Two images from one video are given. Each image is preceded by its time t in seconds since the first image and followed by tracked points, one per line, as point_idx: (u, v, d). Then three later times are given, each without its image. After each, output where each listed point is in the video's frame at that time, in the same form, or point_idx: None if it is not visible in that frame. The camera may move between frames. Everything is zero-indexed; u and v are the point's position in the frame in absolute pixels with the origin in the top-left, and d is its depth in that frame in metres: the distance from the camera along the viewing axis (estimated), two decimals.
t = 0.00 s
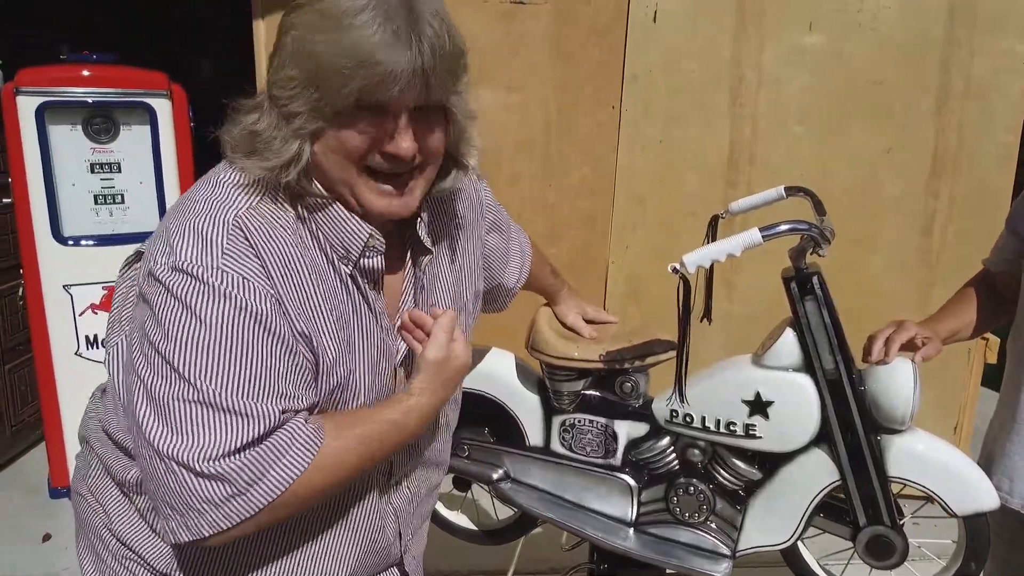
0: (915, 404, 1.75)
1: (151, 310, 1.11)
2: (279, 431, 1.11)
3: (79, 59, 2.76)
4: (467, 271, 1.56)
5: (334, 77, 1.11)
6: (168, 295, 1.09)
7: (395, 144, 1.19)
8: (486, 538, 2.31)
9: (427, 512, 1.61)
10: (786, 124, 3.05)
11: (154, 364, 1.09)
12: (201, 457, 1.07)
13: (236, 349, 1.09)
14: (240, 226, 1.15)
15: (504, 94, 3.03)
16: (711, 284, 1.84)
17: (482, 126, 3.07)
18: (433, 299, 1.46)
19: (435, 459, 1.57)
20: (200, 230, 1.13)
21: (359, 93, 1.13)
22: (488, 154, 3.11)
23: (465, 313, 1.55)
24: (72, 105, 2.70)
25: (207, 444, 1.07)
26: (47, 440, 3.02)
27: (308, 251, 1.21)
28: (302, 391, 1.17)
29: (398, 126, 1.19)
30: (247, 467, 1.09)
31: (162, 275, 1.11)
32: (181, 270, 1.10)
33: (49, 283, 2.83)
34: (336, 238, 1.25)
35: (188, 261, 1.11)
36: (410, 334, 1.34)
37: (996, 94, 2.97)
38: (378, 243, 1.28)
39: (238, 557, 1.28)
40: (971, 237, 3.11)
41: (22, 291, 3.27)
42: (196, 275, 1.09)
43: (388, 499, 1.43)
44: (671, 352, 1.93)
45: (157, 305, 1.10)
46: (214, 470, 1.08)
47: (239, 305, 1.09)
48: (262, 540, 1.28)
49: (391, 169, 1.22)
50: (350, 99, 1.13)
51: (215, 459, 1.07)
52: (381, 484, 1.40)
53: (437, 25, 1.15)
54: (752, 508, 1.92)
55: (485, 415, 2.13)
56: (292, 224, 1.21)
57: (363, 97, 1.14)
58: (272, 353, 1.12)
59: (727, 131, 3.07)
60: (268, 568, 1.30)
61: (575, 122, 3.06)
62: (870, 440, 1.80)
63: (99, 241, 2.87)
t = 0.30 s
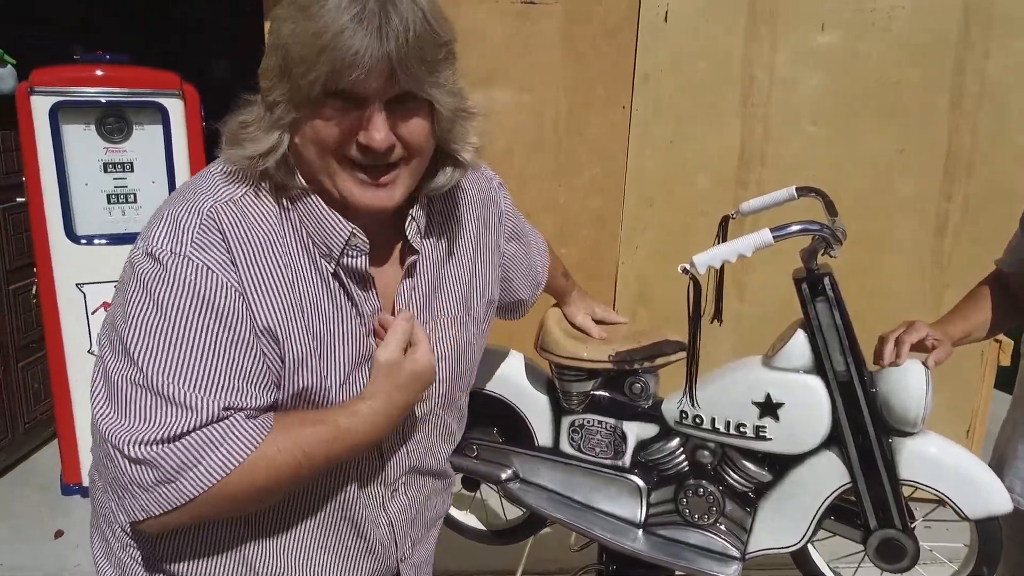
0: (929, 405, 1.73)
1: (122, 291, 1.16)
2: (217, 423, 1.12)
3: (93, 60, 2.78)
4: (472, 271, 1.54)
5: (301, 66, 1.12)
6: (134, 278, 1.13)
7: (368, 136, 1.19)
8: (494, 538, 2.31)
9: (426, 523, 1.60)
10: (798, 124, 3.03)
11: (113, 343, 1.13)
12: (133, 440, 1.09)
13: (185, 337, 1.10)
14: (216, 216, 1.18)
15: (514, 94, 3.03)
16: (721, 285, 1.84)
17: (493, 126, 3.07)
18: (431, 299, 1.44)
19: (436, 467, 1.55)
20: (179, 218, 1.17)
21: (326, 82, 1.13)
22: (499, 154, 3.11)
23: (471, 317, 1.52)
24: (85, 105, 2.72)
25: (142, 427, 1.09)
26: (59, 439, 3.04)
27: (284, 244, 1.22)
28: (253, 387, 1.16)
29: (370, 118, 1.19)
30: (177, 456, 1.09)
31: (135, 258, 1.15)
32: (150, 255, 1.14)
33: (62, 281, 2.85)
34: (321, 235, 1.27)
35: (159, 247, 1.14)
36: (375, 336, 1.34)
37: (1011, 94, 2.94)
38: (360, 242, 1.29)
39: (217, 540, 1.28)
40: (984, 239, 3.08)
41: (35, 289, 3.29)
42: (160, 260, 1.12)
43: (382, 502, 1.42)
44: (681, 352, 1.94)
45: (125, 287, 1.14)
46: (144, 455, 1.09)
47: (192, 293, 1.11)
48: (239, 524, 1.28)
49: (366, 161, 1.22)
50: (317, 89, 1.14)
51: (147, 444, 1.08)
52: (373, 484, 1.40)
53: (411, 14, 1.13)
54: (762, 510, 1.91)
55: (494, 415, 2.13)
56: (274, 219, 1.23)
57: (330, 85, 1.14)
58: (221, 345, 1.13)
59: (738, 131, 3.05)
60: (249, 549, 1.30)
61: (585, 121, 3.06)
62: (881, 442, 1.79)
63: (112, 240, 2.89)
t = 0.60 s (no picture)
0: (937, 412, 1.73)
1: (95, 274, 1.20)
2: (143, 417, 1.13)
3: (106, 62, 2.80)
4: (466, 270, 1.52)
5: (284, 72, 1.15)
6: (101, 265, 1.17)
7: (352, 145, 1.20)
8: (500, 539, 2.32)
9: (424, 546, 1.55)
10: (807, 125, 3.03)
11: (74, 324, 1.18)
12: (65, 418, 1.13)
13: (129, 328, 1.12)
14: (189, 211, 1.20)
15: (523, 95, 3.03)
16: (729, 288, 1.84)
17: (502, 127, 3.08)
18: (421, 304, 1.42)
19: (434, 481, 1.51)
20: (159, 209, 1.21)
21: (308, 88, 1.15)
22: (508, 155, 3.11)
23: (466, 323, 1.49)
24: (98, 106, 2.74)
25: (76, 409, 1.13)
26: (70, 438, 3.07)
27: (255, 245, 1.23)
28: (195, 385, 1.17)
29: (355, 126, 1.20)
30: (99, 442, 1.12)
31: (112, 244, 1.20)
32: (120, 243, 1.17)
33: (75, 281, 2.87)
34: (301, 239, 1.26)
35: (129, 237, 1.18)
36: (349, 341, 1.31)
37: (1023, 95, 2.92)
38: (341, 248, 1.28)
39: (197, 512, 1.32)
40: (995, 241, 3.06)
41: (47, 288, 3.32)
42: (123, 250, 1.16)
43: (372, 512, 1.38)
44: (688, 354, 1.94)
45: (96, 272, 1.19)
46: (68, 436, 1.13)
47: (140, 286, 1.13)
48: (216, 502, 1.30)
49: (350, 167, 1.23)
50: (300, 95, 1.16)
51: (75, 427, 1.12)
52: (354, 490, 1.36)
53: (397, 21, 1.14)
54: (770, 513, 1.91)
55: (501, 416, 2.13)
56: (253, 220, 1.24)
57: (313, 91, 1.16)
58: (165, 340, 1.14)
59: (747, 132, 3.04)
60: (225, 527, 1.32)
61: (593, 122, 3.06)
62: (889, 447, 1.78)
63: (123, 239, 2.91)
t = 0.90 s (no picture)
0: (945, 414, 1.72)
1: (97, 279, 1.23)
2: (138, 422, 1.15)
3: (117, 63, 2.83)
4: (465, 273, 1.52)
5: (283, 69, 1.17)
6: (103, 269, 1.19)
7: (353, 142, 1.21)
8: (507, 539, 2.32)
9: (428, 556, 1.54)
10: (816, 126, 3.02)
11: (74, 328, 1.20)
12: (62, 421, 1.15)
13: (127, 333, 1.14)
14: (189, 215, 1.21)
15: (531, 96, 3.04)
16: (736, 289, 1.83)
17: (510, 128, 3.08)
18: (423, 309, 1.42)
19: (437, 490, 1.51)
20: (161, 214, 1.22)
21: (307, 85, 1.17)
22: (516, 155, 3.12)
23: (469, 328, 1.50)
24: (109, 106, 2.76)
25: (74, 412, 1.15)
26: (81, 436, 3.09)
27: (254, 251, 1.24)
28: (191, 392, 1.18)
29: (355, 124, 1.21)
30: (95, 446, 1.14)
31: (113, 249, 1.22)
32: (121, 248, 1.19)
33: (87, 280, 2.90)
34: (301, 245, 1.27)
35: (130, 241, 1.19)
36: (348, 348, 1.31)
37: None
38: (339, 254, 1.28)
39: (196, 518, 1.33)
40: (1006, 243, 3.05)
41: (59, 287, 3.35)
42: (123, 254, 1.17)
43: (371, 523, 1.39)
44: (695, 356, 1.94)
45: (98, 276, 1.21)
46: (65, 439, 1.14)
47: (139, 291, 1.14)
48: (216, 507, 1.32)
49: (352, 168, 1.23)
50: (298, 92, 1.17)
51: (72, 430, 1.14)
52: (354, 497, 1.37)
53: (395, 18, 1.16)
54: (776, 514, 1.91)
55: (508, 417, 2.13)
56: (253, 226, 1.25)
57: (312, 88, 1.17)
58: (162, 345, 1.15)
59: (756, 134, 3.04)
60: (223, 534, 1.33)
61: (602, 123, 3.06)
62: (896, 449, 1.78)
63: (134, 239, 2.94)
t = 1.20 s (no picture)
0: (953, 413, 1.72)
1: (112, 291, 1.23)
2: (166, 433, 1.16)
3: (127, 65, 2.84)
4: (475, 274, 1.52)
5: (295, 69, 1.17)
6: (118, 282, 1.20)
7: (367, 143, 1.22)
8: (513, 539, 2.33)
9: (436, 558, 1.54)
10: (823, 127, 3.01)
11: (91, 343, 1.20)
12: (87, 438, 1.15)
13: (149, 344, 1.15)
14: (201, 223, 1.22)
15: (538, 97, 3.04)
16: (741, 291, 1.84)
17: (518, 129, 3.09)
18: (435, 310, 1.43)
19: (449, 492, 1.51)
20: (170, 224, 1.23)
21: (320, 85, 1.17)
22: (522, 156, 3.12)
23: (482, 329, 1.51)
24: (119, 108, 2.78)
25: (99, 428, 1.15)
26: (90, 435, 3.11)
27: (267, 255, 1.25)
28: (216, 399, 1.19)
29: (370, 124, 1.22)
30: (125, 461, 1.15)
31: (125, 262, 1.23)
32: (135, 259, 1.20)
33: (97, 280, 2.92)
34: (315, 249, 1.29)
35: (143, 253, 1.20)
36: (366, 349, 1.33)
37: None
38: (354, 257, 1.31)
39: (208, 532, 1.32)
40: (1014, 244, 3.03)
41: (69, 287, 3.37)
42: (139, 266, 1.18)
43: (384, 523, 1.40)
44: (699, 358, 1.95)
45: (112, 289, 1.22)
46: (91, 457, 1.15)
47: (160, 302, 1.16)
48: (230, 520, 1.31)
49: (367, 168, 1.25)
50: (312, 92, 1.18)
51: (98, 446, 1.15)
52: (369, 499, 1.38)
53: (407, 14, 1.18)
54: (780, 516, 1.91)
55: (513, 418, 2.14)
56: (265, 229, 1.27)
57: (325, 88, 1.18)
58: (184, 355, 1.16)
59: (763, 135, 3.04)
60: (237, 547, 1.32)
61: (608, 124, 3.06)
62: (902, 451, 1.78)
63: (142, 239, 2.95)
